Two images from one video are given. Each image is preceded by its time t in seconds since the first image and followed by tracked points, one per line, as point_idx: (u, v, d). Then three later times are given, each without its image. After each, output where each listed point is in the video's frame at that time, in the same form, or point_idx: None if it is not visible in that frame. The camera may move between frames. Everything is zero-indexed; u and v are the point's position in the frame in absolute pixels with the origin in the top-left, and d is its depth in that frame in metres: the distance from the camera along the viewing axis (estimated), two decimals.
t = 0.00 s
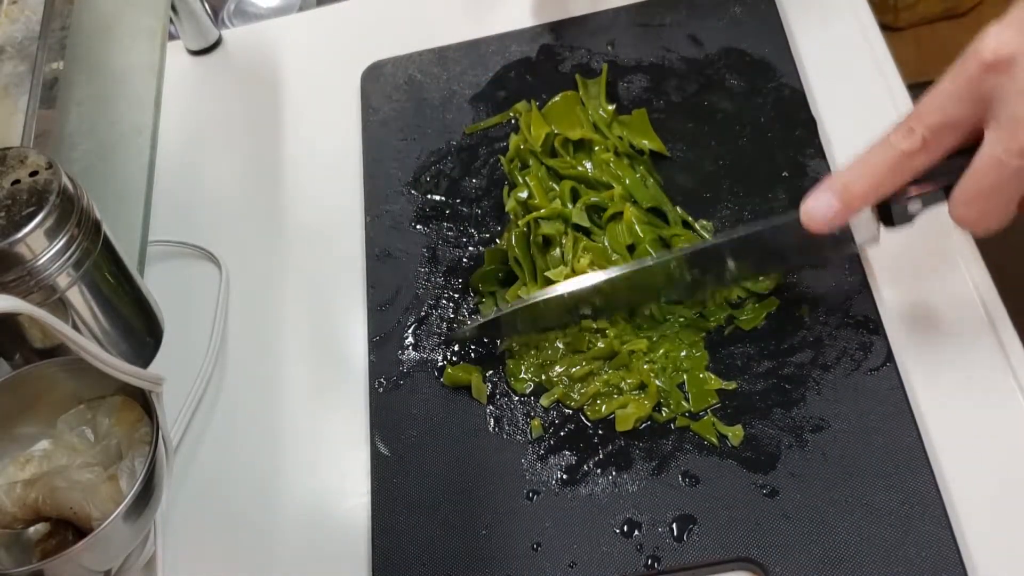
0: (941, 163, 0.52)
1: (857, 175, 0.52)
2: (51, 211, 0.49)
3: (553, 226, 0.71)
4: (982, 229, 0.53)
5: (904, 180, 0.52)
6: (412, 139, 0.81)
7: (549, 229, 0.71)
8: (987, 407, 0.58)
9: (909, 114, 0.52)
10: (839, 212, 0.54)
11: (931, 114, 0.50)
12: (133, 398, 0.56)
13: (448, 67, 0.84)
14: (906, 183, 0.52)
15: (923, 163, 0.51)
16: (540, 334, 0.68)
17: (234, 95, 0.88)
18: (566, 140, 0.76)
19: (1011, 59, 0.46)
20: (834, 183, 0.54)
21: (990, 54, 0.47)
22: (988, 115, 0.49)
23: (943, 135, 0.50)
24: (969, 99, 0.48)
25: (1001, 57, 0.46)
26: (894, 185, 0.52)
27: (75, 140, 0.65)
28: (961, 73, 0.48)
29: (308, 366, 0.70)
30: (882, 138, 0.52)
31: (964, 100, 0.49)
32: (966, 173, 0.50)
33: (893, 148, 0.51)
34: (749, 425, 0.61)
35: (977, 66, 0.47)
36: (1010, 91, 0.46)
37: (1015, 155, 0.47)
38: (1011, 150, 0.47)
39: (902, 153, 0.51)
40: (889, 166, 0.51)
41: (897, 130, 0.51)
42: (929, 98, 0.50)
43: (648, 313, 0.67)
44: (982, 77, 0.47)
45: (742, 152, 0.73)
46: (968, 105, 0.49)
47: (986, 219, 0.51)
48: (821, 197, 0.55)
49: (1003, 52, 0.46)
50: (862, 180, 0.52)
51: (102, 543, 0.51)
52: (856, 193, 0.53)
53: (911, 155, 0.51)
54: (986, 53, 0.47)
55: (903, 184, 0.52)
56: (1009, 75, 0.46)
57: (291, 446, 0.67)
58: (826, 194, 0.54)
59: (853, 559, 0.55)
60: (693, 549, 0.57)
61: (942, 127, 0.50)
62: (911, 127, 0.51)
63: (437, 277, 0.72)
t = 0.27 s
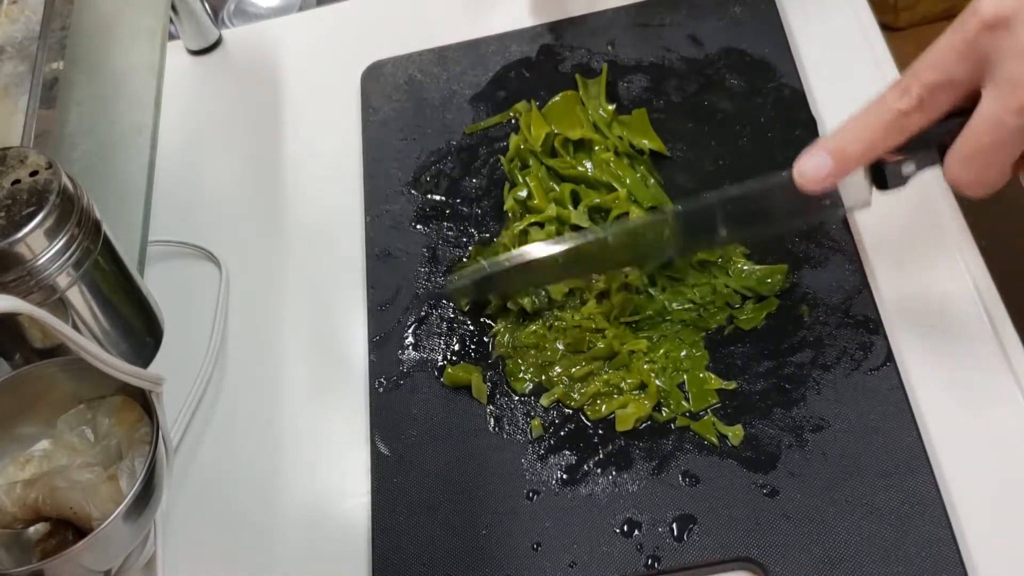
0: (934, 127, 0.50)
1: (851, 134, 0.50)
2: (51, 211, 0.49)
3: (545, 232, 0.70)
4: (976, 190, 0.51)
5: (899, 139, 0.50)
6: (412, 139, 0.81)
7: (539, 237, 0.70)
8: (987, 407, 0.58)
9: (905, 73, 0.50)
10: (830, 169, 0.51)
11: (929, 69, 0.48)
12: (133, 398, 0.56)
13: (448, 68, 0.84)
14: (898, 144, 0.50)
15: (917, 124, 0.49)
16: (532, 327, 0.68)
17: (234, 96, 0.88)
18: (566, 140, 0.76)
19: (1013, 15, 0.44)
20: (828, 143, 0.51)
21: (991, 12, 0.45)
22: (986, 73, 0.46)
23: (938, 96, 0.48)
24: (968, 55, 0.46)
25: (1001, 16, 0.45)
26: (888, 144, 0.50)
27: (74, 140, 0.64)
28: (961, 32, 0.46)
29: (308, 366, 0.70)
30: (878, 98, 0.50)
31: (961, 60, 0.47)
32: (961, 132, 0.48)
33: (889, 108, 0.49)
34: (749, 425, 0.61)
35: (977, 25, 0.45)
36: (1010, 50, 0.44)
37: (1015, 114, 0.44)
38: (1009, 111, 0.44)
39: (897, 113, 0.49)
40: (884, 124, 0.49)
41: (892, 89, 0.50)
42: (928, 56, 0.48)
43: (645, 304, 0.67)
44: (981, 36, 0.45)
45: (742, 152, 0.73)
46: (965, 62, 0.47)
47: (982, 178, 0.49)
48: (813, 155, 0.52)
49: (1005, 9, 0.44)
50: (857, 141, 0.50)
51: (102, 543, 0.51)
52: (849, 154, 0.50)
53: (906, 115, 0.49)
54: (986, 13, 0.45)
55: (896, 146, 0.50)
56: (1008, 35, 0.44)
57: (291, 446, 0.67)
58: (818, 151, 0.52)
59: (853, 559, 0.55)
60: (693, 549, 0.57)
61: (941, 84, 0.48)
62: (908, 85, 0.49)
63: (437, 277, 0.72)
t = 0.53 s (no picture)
0: (929, 118, 0.52)
1: (846, 122, 0.51)
2: (51, 211, 0.49)
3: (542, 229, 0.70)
4: (969, 180, 0.54)
5: (894, 130, 0.51)
6: (412, 139, 0.81)
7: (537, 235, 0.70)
8: (987, 407, 0.58)
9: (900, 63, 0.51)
10: (826, 160, 0.52)
11: (927, 58, 0.49)
12: (133, 398, 0.56)
13: (448, 67, 0.84)
14: (894, 133, 0.52)
15: (913, 114, 0.51)
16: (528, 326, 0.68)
17: (234, 96, 0.88)
18: (566, 140, 0.76)
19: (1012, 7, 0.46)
20: (822, 130, 0.52)
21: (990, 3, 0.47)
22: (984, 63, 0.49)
23: (936, 87, 0.50)
24: (966, 48, 0.48)
25: (1000, 7, 0.47)
26: (883, 134, 0.51)
27: (74, 140, 0.64)
28: (961, 21, 0.48)
29: (308, 366, 0.70)
30: (872, 86, 0.51)
31: (958, 48, 0.48)
32: (958, 124, 0.51)
33: (885, 96, 0.50)
34: (749, 425, 0.61)
35: (976, 16, 0.47)
36: (1008, 42, 0.47)
37: (1013, 105, 0.47)
38: (1005, 102, 0.47)
39: (894, 102, 0.50)
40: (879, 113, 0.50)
41: (889, 77, 0.51)
42: (924, 46, 0.50)
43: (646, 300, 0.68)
44: (980, 26, 0.47)
45: (742, 152, 0.73)
46: (962, 54, 0.49)
47: (978, 169, 0.52)
48: (807, 143, 0.53)
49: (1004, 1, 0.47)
50: (852, 130, 0.51)
51: (102, 543, 0.51)
52: (843, 142, 0.51)
53: (902, 104, 0.50)
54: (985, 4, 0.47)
55: (889, 136, 0.52)
56: (1007, 25, 0.47)
57: (291, 446, 0.67)
58: (813, 140, 0.52)
59: (853, 559, 0.55)
60: (693, 549, 0.57)
61: (939, 74, 0.49)
62: (906, 74, 0.50)
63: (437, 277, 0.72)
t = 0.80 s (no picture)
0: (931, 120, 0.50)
1: (851, 126, 0.50)
2: (51, 211, 0.49)
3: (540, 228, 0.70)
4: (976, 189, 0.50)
5: (895, 136, 0.49)
6: (412, 139, 0.81)
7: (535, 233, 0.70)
8: (988, 407, 0.58)
9: (906, 65, 0.49)
10: (826, 163, 0.51)
11: (926, 62, 0.47)
12: (133, 398, 0.56)
13: (449, 67, 0.84)
14: (893, 139, 0.49)
15: (913, 119, 0.48)
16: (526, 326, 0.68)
17: (234, 95, 0.88)
18: (566, 140, 0.76)
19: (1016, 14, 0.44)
20: (824, 135, 0.51)
21: (994, 8, 0.44)
22: (984, 69, 0.46)
23: (936, 90, 0.47)
24: (965, 53, 0.46)
25: (1001, 14, 0.44)
26: (884, 140, 0.49)
27: (73, 140, 0.64)
28: (959, 28, 0.46)
29: (308, 366, 0.70)
30: (873, 93, 0.49)
31: (960, 53, 0.46)
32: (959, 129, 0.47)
33: (886, 102, 0.48)
34: (749, 425, 0.61)
35: (976, 21, 0.45)
36: (1010, 47, 0.44)
37: (1013, 111, 0.44)
38: (1007, 109, 0.44)
39: (896, 105, 0.48)
40: (881, 118, 0.48)
41: (891, 82, 0.49)
42: (926, 49, 0.47)
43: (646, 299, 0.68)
44: (981, 32, 0.45)
45: (743, 152, 0.73)
46: (962, 61, 0.46)
47: (978, 178, 0.49)
48: (809, 149, 0.52)
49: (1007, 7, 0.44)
50: (852, 134, 0.49)
51: (102, 543, 0.51)
52: (844, 146, 0.50)
53: (903, 108, 0.48)
54: (985, 10, 0.44)
55: (892, 141, 0.50)
56: (1008, 33, 0.44)
57: (291, 446, 0.67)
58: (815, 146, 0.52)
59: (853, 559, 0.55)
60: (693, 549, 0.57)
61: (938, 78, 0.47)
62: (907, 78, 0.48)
63: (437, 277, 0.72)
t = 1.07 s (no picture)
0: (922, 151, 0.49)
1: (836, 162, 0.49)
2: (51, 211, 0.49)
3: (537, 228, 0.71)
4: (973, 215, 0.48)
5: (886, 166, 0.48)
6: (412, 139, 0.81)
7: (532, 233, 0.71)
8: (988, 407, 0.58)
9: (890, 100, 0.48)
10: (817, 199, 0.49)
11: (912, 90, 0.47)
12: (133, 398, 0.56)
13: (449, 67, 0.84)
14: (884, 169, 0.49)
15: (901, 150, 0.48)
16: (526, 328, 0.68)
17: (234, 95, 0.88)
18: (566, 140, 0.76)
19: (988, 40, 0.43)
20: (814, 169, 0.50)
21: (969, 36, 0.44)
22: (966, 96, 0.45)
23: (920, 124, 0.47)
24: (947, 82, 0.45)
25: (976, 42, 0.44)
26: (875, 170, 0.48)
27: (73, 140, 0.64)
28: (937, 60, 0.45)
29: (308, 366, 0.70)
30: (860, 128, 0.49)
31: (940, 86, 0.46)
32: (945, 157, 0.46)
33: (872, 137, 0.48)
34: (749, 425, 0.61)
35: (950, 53, 0.44)
36: (989, 75, 0.43)
37: (999, 133, 0.43)
38: (989, 137, 0.43)
39: (880, 141, 0.48)
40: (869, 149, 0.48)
41: (878, 115, 0.48)
42: (911, 82, 0.47)
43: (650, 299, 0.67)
44: (957, 63, 0.45)
45: (743, 152, 0.73)
46: (944, 90, 0.46)
47: (970, 201, 0.47)
48: (800, 183, 0.51)
49: (981, 34, 0.43)
50: (841, 166, 0.48)
51: (102, 543, 0.51)
52: (834, 178, 0.49)
53: (890, 144, 0.48)
54: (960, 39, 0.44)
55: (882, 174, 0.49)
56: (984, 60, 0.43)
57: (290, 446, 0.67)
58: (804, 180, 0.50)
59: (853, 559, 0.55)
60: (693, 549, 0.57)
61: (923, 107, 0.47)
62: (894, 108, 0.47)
63: (437, 277, 0.72)
